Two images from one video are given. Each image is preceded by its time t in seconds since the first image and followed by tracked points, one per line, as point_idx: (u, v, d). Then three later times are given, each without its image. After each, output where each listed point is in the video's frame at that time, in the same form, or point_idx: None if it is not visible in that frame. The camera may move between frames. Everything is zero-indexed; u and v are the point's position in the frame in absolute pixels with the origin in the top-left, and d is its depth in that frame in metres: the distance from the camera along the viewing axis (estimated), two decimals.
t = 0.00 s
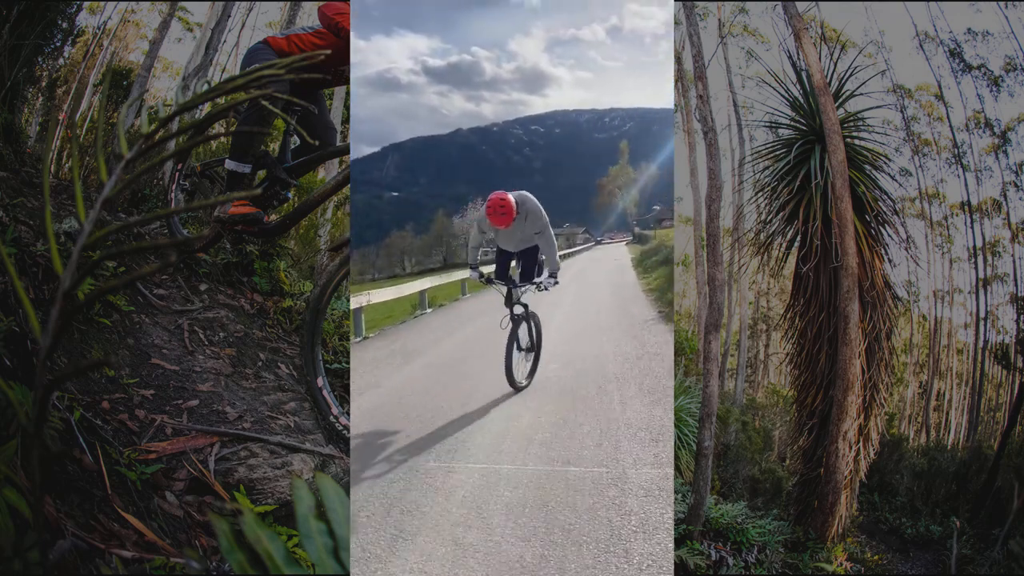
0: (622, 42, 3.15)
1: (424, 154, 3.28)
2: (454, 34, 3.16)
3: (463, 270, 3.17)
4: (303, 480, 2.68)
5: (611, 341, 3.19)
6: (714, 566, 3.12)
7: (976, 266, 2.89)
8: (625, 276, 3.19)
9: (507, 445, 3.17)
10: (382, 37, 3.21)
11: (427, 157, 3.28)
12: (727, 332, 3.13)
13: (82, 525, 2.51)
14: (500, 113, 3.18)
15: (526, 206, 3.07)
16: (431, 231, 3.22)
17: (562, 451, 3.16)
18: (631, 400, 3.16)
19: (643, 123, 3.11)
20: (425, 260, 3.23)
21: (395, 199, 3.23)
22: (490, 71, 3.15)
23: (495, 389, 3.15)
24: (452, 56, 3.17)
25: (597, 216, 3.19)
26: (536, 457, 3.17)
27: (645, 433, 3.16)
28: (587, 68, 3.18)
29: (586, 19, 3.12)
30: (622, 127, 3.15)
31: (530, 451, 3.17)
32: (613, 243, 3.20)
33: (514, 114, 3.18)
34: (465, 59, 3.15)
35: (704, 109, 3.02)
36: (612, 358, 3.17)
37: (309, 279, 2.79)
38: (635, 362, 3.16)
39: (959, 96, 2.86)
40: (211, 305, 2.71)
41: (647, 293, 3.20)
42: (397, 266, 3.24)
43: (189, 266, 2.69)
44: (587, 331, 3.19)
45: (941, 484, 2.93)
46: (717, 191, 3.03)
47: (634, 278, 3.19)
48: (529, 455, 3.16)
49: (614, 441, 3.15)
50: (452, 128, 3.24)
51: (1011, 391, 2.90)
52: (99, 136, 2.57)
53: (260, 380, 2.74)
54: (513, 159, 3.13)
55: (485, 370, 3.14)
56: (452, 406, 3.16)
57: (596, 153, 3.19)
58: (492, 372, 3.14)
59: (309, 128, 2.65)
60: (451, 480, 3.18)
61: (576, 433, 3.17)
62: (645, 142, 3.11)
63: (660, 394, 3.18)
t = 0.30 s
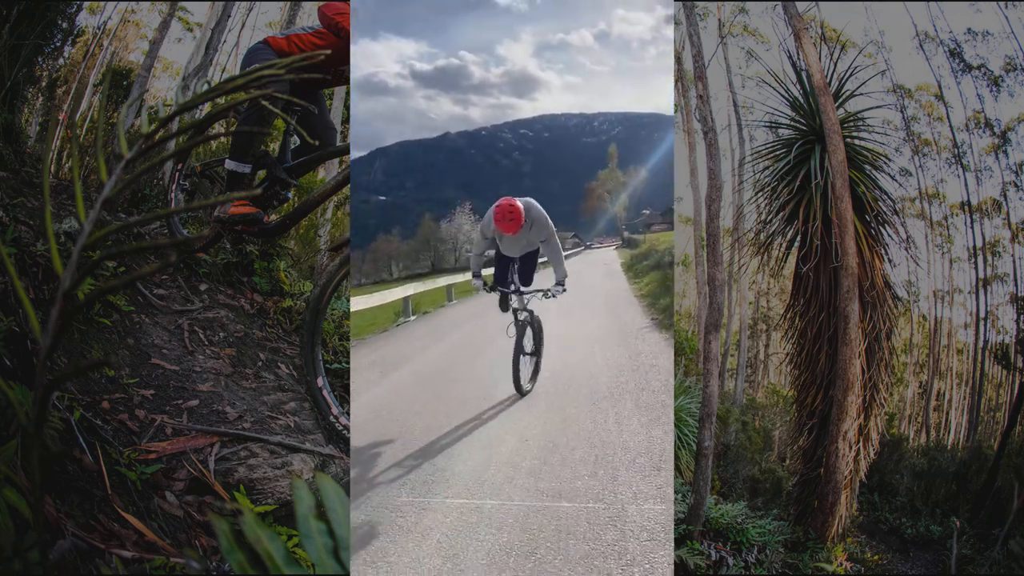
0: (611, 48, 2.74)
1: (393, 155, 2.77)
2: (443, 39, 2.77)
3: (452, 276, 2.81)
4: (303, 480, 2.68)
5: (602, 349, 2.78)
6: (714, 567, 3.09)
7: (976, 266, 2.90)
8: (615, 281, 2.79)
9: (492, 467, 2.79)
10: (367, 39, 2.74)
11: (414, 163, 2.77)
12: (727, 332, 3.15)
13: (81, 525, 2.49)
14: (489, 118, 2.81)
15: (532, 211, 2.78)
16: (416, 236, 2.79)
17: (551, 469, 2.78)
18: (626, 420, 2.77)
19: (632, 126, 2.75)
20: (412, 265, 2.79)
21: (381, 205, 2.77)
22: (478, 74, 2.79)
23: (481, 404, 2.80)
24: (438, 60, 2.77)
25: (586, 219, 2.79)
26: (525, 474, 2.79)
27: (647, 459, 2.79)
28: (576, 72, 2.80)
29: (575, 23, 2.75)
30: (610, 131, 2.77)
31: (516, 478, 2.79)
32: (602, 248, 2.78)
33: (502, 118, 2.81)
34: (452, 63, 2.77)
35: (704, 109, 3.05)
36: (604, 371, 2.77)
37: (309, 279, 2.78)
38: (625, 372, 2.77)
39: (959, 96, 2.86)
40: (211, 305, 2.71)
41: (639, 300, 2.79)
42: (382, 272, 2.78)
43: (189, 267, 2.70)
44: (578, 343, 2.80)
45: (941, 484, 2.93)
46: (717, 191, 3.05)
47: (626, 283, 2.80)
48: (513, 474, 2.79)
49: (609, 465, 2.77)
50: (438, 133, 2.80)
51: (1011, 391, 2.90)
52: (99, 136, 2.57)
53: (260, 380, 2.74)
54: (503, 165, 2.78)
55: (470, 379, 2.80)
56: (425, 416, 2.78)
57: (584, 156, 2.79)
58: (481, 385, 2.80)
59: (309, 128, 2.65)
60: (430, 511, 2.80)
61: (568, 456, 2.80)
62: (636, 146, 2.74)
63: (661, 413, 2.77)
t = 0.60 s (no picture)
0: (599, 54, 2.75)
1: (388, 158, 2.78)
2: (431, 43, 2.73)
3: (442, 279, 2.77)
4: (303, 480, 2.67)
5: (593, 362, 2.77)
6: (714, 567, 3.08)
7: (976, 267, 2.90)
8: (604, 285, 2.81)
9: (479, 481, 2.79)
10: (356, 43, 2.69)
11: (404, 166, 2.80)
12: (727, 332, 3.16)
13: (81, 525, 2.48)
14: (479, 122, 2.82)
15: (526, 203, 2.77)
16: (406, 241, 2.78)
17: (543, 478, 2.78)
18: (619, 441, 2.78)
19: (620, 132, 2.76)
20: (401, 269, 2.76)
21: (372, 208, 2.76)
22: (467, 79, 2.78)
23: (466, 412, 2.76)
24: (428, 64, 2.75)
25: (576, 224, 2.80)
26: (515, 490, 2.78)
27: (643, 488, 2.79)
28: (565, 77, 2.79)
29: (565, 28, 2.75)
30: (599, 136, 2.77)
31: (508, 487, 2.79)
32: (592, 252, 2.83)
33: (492, 122, 2.82)
34: (442, 68, 2.74)
35: (704, 109, 3.06)
36: (595, 383, 2.77)
37: (309, 279, 2.78)
38: (616, 383, 2.77)
39: (959, 96, 2.86)
40: (211, 305, 2.71)
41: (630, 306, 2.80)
42: (371, 276, 2.75)
43: (189, 267, 2.70)
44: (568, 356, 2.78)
45: (941, 484, 2.93)
46: (717, 191, 3.06)
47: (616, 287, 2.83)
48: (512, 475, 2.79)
49: (602, 499, 2.78)
50: (429, 137, 2.82)
51: (1011, 391, 2.90)
52: (99, 136, 2.56)
53: (260, 380, 2.73)
54: (493, 171, 2.79)
55: (457, 384, 2.77)
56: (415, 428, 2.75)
57: (573, 162, 2.77)
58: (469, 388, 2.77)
59: (309, 128, 2.64)
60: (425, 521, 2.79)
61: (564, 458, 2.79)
62: (624, 152, 2.77)
63: (654, 433, 2.80)
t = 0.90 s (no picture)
0: (588, 55, 2.78)
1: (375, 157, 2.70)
2: (419, 43, 2.68)
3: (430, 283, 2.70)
4: (304, 480, 2.65)
5: (585, 369, 2.83)
6: (714, 567, 3.09)
7: (976, 266, 2.90)
8: (594, 287, 2.83)
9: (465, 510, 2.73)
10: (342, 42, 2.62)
11: (393, 166, 2.70)
12: (727, 332, 3.17)
13: (82, 525, 2.48)
14: (467, 123, 2.74)
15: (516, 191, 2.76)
16: (393, 241, 2.68)
17: (533, 500, 2.76)
18: (614, 460, 2.80)
19: (608, 134, 2.80)
20: (389, 271, 2.67)
21: (361, 208, 2.66)
22: (456, 79, 2.73)
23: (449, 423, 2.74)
24: (415, 64, 2.69)
25: (566, 225, 2.79)
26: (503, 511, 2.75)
27: (642, 515, 2.81)
28: (554, 79, 2.78)
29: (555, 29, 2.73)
30: (588, 138, 2.82)
31: (495, 514, 2.75)
32: (581, 253, 2.81)
33: (480, 124, 2.75)
34: (431, 68, 2.69)
35: (704, 109, 3.07)
36: (587, 393, 2.82)
37: (309, 279, 2.75)
38: (609, 391, 2.82)
39: (958, 96, 2.86)
40: (212, 305, 2.69)
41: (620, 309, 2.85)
42: (359, 277, 2.66)
43: (189, 267, 2.67)
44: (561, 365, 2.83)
45: (941, 484, 2.93)
46: (717, 191, 3.06)
47: (605, 289, 2.85)
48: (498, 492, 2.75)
49: (598, 528, 2.78)
50: (417, 138, 2.72)
51: (1011, 391, 2.89)
52: (99, 137, 2.56)
53: (260, 380, 2.70)
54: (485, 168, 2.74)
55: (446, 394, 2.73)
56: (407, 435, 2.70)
57: (563, 163, 2.79)
58: (449, 398, 2.73)
59: (309, 128, 2.64)
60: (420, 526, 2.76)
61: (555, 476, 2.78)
62: (613, 154, 2.80)
63: (650, 450, 2.84)
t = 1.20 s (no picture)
0: (576, 57, 2.84)
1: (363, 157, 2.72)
2: (408, 42, 2.76)
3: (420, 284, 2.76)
4: (304, 480, 2.63)
5: (577, 371, 2.84)
6: (714, 566, 3.09)
7: (976, 266, 2.90)
8: (585, 287, 2.84)
9: (464, 522, 2.78)
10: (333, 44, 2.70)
11: (382, 165, 2.74)
12: (727, 332, 3.17)
13: (81, 525, 2.41)
14: (456, 123, 2.83)
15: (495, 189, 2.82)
16: (382, 242, 2.74)
17: (528, 514, 2.80)
18: (609, 470, 2.84)
19: (598, 134, 2.85)
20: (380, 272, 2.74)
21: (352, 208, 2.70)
22: (445, 80, 2.81)
23: (440, 426, 2.78)
24: (405, 64, 2.76)
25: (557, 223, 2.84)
26: (497, 521, 2.79)
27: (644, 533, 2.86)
28: (543, 80, 2.85)
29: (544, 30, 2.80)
30: (577, 139, 2.87)
31: (488, 533, 2.80)
32: (571, 254, 2.85)
33: (469, 124, 2.83)
34: (420, 68, 2.77)
35: (704, 110, 3.07)
36: (580, 399, 2.84)
37: (309, 279, 2.72)
38: (603, 396, 2.84)
39: (959, 96, 2.86)
40: (212, 306, 2.63)
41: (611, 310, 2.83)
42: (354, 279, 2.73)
43: (188, 266, 2.61)
44: (554, 369, 2.83)
45: (941, 484, 2.93)
46: (717, 191, 3.07)
47: (596, 290, 2.84)
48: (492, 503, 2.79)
49: (597, 545, 2.82)
50: (407, 138, 2.80)
51: (1010, 391, 2.90)
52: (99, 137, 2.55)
53: (260, 380, 2.66)
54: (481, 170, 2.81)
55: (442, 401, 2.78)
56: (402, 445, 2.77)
57: (553, 163, 2.83)
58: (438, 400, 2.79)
59: (309, 128, 2.61)
60: (415, 531, 2.79)
61: (551, 486, 2.81)
62: (602, 154, 2.84)
63: (647, 458, 2.86)
